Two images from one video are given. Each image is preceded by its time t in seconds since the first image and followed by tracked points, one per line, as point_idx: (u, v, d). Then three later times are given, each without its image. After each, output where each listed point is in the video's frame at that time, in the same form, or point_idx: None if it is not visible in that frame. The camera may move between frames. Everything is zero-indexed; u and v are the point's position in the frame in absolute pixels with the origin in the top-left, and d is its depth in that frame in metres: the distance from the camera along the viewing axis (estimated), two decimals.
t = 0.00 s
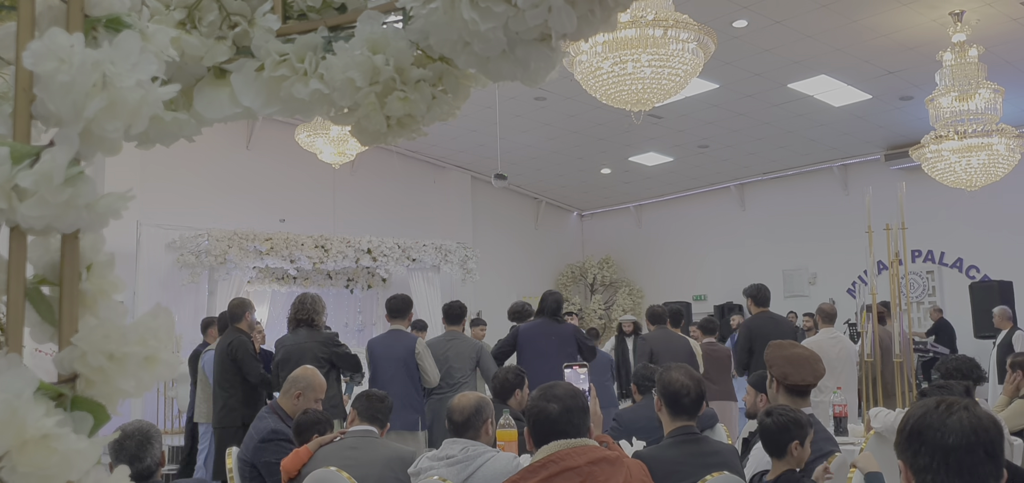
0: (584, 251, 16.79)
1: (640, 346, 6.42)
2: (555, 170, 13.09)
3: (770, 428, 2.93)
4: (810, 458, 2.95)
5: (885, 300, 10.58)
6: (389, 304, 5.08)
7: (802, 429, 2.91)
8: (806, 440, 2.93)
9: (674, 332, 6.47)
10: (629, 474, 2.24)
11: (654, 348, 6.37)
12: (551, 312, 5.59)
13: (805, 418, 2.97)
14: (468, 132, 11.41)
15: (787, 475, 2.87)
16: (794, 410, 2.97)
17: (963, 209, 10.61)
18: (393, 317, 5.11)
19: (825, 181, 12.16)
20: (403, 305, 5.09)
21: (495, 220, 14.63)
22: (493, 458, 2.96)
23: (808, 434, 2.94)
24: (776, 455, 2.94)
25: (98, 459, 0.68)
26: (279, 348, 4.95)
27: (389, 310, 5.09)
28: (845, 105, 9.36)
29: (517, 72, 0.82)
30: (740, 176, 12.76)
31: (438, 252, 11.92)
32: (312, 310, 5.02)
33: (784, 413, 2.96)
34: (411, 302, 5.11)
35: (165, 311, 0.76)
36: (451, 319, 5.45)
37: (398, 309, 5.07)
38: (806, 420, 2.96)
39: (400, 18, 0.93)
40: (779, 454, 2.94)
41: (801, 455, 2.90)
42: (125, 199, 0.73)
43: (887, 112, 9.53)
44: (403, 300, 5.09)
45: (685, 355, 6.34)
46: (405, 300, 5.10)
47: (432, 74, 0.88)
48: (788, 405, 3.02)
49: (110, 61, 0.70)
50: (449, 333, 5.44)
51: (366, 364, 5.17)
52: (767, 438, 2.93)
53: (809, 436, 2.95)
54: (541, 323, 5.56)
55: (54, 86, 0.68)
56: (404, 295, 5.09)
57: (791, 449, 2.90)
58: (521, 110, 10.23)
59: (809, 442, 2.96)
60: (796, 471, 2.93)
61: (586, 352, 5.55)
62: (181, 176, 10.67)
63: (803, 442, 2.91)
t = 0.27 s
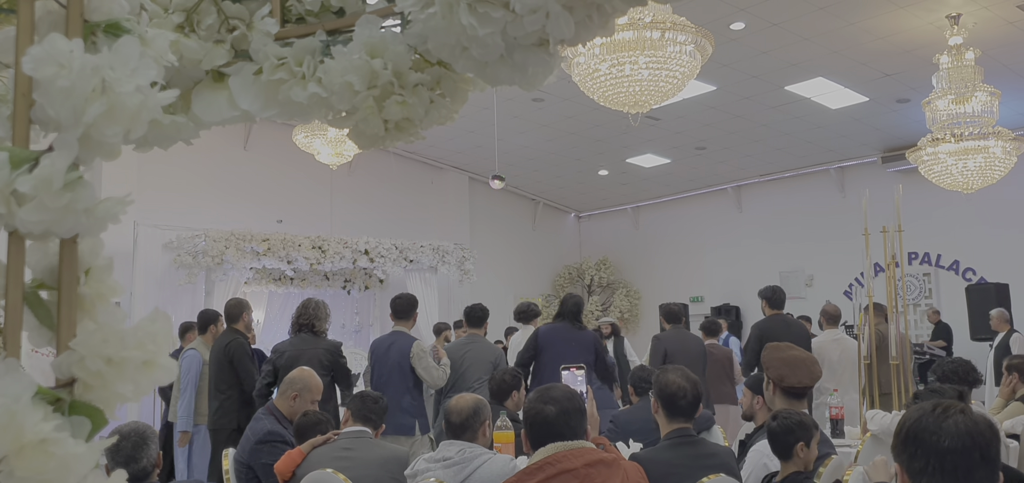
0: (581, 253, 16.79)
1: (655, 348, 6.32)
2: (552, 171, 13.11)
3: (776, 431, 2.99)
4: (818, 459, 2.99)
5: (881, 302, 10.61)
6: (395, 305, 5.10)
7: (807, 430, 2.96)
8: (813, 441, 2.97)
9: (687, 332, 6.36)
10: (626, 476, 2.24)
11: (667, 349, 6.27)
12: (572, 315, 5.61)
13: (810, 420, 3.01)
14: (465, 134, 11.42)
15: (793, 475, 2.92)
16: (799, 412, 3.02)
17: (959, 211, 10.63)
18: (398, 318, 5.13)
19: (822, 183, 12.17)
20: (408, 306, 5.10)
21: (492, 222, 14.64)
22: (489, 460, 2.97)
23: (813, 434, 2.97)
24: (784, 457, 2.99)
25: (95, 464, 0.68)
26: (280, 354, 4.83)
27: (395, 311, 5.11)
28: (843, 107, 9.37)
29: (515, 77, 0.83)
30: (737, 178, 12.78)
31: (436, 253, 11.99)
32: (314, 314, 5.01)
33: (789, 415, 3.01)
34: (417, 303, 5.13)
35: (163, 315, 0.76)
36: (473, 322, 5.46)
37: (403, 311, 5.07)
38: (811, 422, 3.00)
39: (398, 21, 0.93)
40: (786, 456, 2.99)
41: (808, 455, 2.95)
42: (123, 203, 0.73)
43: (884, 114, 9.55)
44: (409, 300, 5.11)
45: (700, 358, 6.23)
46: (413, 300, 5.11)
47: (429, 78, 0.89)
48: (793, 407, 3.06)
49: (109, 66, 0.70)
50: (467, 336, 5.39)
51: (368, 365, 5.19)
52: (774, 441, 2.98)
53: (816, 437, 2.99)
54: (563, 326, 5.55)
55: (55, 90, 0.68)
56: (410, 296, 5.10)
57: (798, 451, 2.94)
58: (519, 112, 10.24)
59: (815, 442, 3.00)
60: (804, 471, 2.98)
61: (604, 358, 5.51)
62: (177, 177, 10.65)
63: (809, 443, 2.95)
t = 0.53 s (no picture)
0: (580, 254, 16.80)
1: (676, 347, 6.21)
2: (551, 172, 13.11)
3: (794, 427, 2.96)
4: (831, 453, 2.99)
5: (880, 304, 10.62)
6: (413, 305, 5.09)
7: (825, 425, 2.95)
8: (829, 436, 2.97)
9: (711, 332, 6.21)
10: (624, 477, 2.24)
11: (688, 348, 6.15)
12: (599, 313, 5.62)
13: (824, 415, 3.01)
14: (464, 135, 11.42)
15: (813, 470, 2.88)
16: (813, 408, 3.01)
17: (957, 213, 10.65)
18: (414, 318, 5.11)
19: (821, 184, 12.19)
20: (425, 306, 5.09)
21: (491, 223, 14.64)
22: (488, 461, 2.97)
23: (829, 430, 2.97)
24: (801, 452, 2.96)
25: (96, 463, 0.68)
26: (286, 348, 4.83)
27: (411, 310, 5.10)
28: (841, 109, 9.39)
29: (515, 78, 0.83)
30: (736, 179, 12.79)
31: (434, 254, 12.04)
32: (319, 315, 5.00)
33: (805, 412, 2.99)
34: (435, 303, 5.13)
35: (163, 315, 0.76)
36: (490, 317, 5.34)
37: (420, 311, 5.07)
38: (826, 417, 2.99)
39: (398, 22, 0.93)
40: (804, 452, 2.96)
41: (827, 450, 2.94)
42: (124, 203, 0.73)
43: (882, 116, 9.56)
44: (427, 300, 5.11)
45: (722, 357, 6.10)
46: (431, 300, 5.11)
47: (429, 79, 0.89)
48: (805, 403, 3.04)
49: (111, 66, 0.70)
50: (483, 332, 5.24)
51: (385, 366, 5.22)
52: (791, 437, 2.95)
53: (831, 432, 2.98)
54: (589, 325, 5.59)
55: (55, 90, 0.68)
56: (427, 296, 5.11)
57: (816, 446, 2.93)
58: (517, 113, 10.25)
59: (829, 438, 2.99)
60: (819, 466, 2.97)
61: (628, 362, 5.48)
62: (175, 177, 10.63)
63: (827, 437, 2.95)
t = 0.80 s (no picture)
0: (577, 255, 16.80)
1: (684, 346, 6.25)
2: (549, 173, 13.12)
3: (820, 432, 2.99)
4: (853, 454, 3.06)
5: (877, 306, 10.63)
6: (420, 302, 5.04)
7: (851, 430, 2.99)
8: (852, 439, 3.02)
9: (720, 333, 6.22)
10: (622, 478, 2.24)
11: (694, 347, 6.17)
12: (607, 317, 5.68)
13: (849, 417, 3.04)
14: (463, 135, 11.43)
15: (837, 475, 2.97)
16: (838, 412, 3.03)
17: (955, 216, 10.67)
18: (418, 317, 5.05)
19: (819, 186, 12.19)
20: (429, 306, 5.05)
21: (488, 224, 14.63)
22: (485, 460, 2.96)
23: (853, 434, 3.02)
24: (825, 455, 3.01)
25: (95, 460, 0.68)
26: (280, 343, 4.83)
27: (418, 310, 5.04)
28: (840, 111, 9.40)
29: (516, 76, 0.83)
30: (734, 181, 12.81)
31: (431, 254, 12.06)
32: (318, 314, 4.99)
33: (831, 417, 3.00)
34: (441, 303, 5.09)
35: (163, 311, 0.76)
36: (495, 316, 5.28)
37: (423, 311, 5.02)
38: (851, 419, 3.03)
39: (400, 20, 0.93)
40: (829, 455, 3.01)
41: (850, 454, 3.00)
42: (125, 199, 0.73)
43: (881, 119, 9.58)
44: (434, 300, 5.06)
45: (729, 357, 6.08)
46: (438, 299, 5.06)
47: (431, 77, 0.89)
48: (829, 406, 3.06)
49: (112, 62, 0.70)
50: (485, 331, 5.24)
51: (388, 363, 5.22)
52: (818, 442, 2.99)
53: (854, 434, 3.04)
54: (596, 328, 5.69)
55: (58, 85, 0.68)
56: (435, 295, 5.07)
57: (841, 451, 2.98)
58: (516, 113, 10.25)
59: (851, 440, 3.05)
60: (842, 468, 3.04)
61: (629, 366, 5.53)
62: (172, 176, 10.61)
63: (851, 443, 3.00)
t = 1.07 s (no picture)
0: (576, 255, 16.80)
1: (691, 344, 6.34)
2: (548, 173, 13.12)
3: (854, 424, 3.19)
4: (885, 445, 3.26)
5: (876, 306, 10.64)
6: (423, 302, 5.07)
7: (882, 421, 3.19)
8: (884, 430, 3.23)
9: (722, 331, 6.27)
10: (622, 478, 2.24)
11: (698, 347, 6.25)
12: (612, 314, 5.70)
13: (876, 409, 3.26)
14: (462, 135, 11.43)
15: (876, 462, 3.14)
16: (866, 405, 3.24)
17: (953, 216, 10.68)
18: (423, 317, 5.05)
19: (818, 186, 12.20)
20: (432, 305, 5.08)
21: (487, 224, 14.63)
22: (485, 461, 2.96)
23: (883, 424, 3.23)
24: (859, 446, 3.20)
25: (96, 462, 0.68)
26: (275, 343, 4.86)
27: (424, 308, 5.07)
28: (838, 111, 9.40)
29: (516, 77, 0.83)
30: (732, 181, 12.81)
31: (430, 255, 12.05)
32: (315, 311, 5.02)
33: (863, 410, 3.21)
34: (443, 304, 5.10)
35: (164, 314, 0.76)
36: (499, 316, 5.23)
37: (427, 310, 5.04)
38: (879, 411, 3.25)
39: (399, 22, 0.93)
40: (863, 446, 3.20)
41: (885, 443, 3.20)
42: (125, 200, 0.73)
43: (879, 118, 9.58)
44: (435, 300, 5.09)
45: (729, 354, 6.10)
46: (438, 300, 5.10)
47: (430, 78, 0.89)
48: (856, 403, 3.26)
49: (112, 63, 0.70)
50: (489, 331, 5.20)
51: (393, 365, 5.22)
52: (852, 434, 3.18)
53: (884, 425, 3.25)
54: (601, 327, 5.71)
55: (57, 87, 0.68)
56: (436, 296, 5.09)
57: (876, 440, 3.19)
58: (515, 113, 10.25)
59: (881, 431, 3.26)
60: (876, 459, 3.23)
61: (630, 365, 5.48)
62: (171, 177, 10.60)
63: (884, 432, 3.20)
